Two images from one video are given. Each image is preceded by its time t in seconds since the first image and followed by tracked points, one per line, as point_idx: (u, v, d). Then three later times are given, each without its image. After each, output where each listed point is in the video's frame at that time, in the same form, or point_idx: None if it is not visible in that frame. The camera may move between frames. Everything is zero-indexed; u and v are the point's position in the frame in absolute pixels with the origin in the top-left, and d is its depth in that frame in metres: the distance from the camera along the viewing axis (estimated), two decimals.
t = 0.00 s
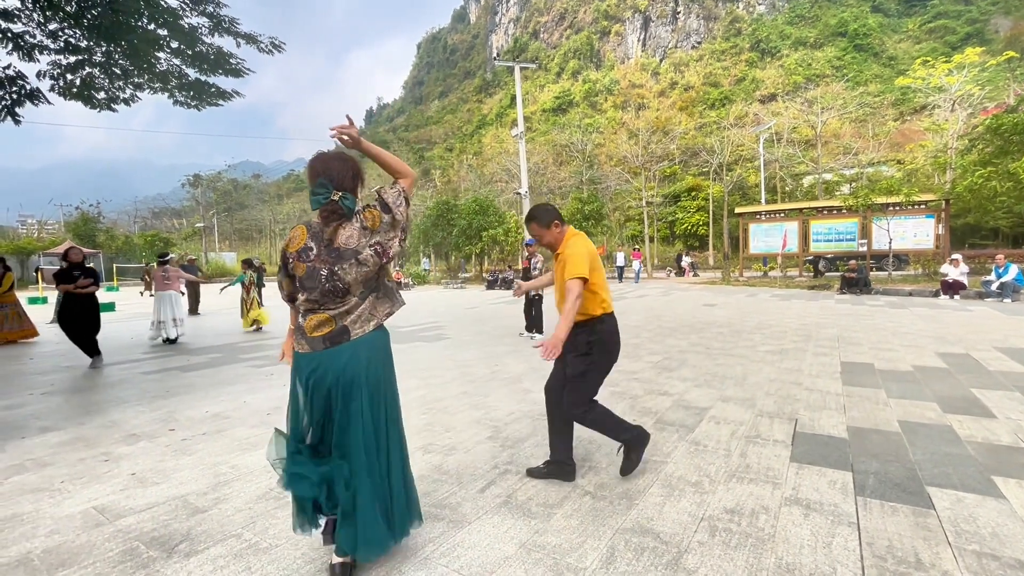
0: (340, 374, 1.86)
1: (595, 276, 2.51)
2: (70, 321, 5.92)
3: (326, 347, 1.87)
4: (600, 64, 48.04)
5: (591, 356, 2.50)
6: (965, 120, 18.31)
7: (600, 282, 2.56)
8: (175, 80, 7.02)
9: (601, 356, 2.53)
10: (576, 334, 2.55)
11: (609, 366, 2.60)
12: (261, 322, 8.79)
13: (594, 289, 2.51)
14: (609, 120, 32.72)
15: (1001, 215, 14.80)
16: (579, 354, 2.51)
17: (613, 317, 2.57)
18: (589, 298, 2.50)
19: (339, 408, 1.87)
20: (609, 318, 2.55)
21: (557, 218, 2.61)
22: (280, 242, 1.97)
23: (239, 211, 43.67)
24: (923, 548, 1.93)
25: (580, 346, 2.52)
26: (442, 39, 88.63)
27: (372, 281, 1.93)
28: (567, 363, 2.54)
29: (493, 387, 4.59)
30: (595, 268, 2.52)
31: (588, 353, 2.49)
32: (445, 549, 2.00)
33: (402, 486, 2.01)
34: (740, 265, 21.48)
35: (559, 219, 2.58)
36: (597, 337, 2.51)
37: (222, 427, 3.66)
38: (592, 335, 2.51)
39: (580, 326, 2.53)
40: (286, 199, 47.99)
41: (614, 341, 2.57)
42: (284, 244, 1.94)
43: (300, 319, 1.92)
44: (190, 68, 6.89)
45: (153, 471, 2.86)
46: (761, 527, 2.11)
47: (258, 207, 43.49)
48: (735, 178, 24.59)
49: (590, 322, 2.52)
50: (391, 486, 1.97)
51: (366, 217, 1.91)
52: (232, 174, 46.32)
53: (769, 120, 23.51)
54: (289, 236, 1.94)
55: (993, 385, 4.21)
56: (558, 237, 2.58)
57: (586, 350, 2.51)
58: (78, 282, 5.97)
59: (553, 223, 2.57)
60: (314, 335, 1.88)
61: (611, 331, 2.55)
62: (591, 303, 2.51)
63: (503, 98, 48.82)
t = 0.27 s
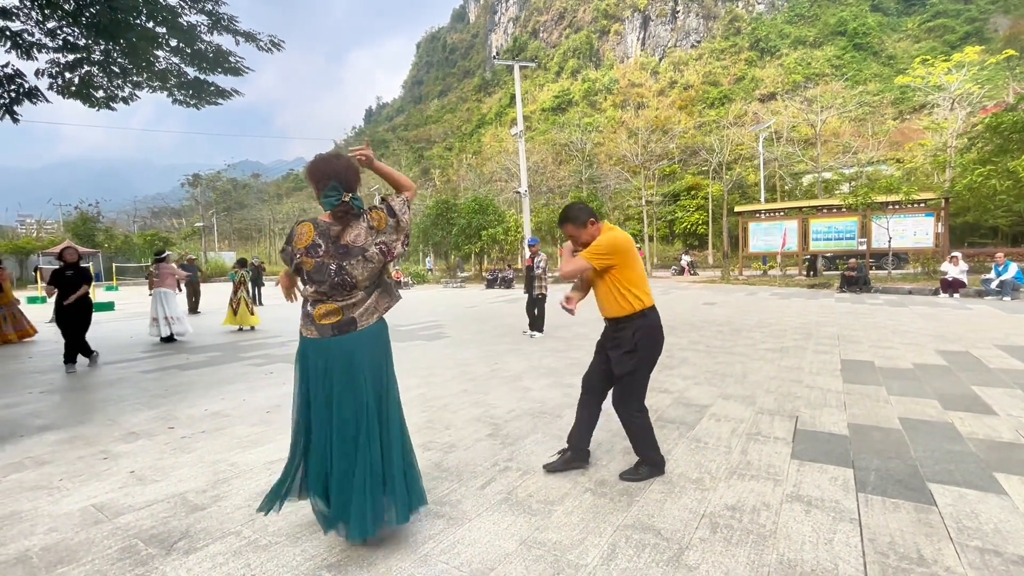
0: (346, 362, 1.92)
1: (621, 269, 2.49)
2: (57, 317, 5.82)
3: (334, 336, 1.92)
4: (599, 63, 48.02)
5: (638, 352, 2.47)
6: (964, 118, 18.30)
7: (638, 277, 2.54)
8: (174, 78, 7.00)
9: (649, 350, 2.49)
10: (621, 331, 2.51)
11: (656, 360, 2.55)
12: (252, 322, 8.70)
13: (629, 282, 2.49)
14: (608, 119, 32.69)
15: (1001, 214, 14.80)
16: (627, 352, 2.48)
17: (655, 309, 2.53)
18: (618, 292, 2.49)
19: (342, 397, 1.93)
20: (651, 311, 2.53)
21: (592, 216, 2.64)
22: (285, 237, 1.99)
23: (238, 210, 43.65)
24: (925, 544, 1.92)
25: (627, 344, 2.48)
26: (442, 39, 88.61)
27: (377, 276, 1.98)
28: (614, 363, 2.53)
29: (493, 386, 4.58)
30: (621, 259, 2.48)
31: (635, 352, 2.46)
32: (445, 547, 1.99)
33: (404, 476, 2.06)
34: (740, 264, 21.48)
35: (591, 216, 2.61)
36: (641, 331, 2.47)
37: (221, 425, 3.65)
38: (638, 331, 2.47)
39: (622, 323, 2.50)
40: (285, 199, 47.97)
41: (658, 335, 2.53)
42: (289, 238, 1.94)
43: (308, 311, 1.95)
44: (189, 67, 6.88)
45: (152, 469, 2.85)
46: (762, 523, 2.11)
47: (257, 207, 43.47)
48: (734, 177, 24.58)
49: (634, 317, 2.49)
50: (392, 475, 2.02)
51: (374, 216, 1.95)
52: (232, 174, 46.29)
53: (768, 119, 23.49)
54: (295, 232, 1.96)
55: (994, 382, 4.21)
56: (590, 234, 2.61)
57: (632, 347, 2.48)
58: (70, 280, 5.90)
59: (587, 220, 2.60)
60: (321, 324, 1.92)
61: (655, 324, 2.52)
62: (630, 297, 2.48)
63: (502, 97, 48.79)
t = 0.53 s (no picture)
0: (357, 357, 2.10)
1: (657, 267, 2.48)
2: (52, 318, 5.82)
3: (345, 334, 2.11)
4: (598, 63, 48.05)
5: (651, 351, 2.46)
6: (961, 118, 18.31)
7: (664, 276, 2.52)
8: (171, 78, 6.98)
9: (663, 350, 2.49)
10: (635, 329, 2.51)
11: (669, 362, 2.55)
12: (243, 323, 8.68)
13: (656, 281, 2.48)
14: (606, 119, 32.74)
15: (998, 213, 14.83)
16: (641, 350, 2.48)
17: (673, 310, 2.53)
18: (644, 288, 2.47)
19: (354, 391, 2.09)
20: (669, 312, 2.53)
21: (640, 199, 2.59)
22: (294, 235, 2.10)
23: (236, 211, 43.61)
24: (927, 544, 1.91)
25: (641, 343, 2.48)
26: (440, 39, 88.46)
27: (381, 280, 2.19)
28: (626, 360, 2.53)
29: (491, 386, 4.58)
30: (656, 256, 2.46)
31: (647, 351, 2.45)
32: (444, 548, 1.98)
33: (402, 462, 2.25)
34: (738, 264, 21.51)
35: (640, 204, 2.56)
36: (657, 331, 2.47)
37: (219, 426, 3.64)
38: (654, 331, 2.47)
39: (640, 320, 2.50)
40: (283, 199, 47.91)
41: (673, 337, 2.52)
42: (299, 241, 2.09)
43: (318, 311, 2.11)
44: (187, 67, 6.85)
45: (149, 471, 2.83)
46: (762, 523, 2.10)
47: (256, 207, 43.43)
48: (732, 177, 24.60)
49: (650, 316, 2.48)
50: (399, 461, 2.22)
51: (380, 226, 2.16)
52: (230, 174, 46.22)
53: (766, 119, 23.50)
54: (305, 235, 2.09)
55: (991, 381, 4.21)
56: (630, 218, 2.56)
57: (646, 345, 2.47)
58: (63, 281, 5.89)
59: (633, 205, 2.55)
60: (332, 323, 2.10)
61: (672, 325, 2.52)
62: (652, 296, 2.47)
63: (501, 97, 48.83)
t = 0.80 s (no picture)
0: (367, 364, 2.29)
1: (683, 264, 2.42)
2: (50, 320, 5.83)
3: (354, 343, 2.27)
4: (596, 64, 48.12)
5: (659, 345, 2.42)
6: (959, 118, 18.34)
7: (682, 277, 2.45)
8: (168, 80, 6.96)
9: (670, 346, 2.44)
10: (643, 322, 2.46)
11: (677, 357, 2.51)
12: (235, 328, 8.69)
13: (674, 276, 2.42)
14: (605, 120, 32.79)
15: (995, 213, 14.86)
16: (649, 342, 2.43)
17: (684, 306, 2.47)
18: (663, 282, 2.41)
19: (368, 396, 2.28)
20: (679, 307, 2.47)
21: (677, 187, 2.54)
22: (308, 246, 2.16)
23: (234, 213, 43.60)
24: (924, 546, 1.91)
25: (650, 336, 2.42)
26: (438, 40, 88.42)
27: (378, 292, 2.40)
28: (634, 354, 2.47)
29: (489, 387, 4.56)
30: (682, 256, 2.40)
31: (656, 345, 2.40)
32: (440, 552, 1.97)
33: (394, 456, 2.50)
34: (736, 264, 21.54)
35: (675, 194, 2.51)
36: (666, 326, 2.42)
37: (215, 429, 3.62)
38: (664, 325, 2.41)
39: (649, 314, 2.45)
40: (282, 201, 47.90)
41: (681, 333, 2.48)
42: (311, 251, 2.15)
43: (328, 321, 2.22)
44: (184, 69, 6.84)
45: (144, 474, 2.82)
46: (759, 526, 2.10)
47: (254, 209, 43.41)
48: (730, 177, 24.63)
49: (660, 309, 2.42)
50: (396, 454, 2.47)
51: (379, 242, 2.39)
52: (228, 176, 46.20)
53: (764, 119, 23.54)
54: (323, 248, 2.16)
55: (988, 382, 4.21)
56: (662, 205, 2.52)
57: (654, 340, 2.43)
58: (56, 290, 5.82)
59: (668, 193, 2.51)
60: (343, 333, 2.24)
61: (681, 321, 2.46)
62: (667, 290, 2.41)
63: (499, 98, 48.89)
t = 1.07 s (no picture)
0: (364, 358, 2.50)
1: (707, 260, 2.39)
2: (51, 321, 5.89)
3: (350, 342, 2.45)
4: (595, 66, 48.18)
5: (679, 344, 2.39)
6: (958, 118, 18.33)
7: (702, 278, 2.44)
8: (168, 83, 6.97)
9: (692, 347, 2.40)
10: (664, 323, 2.46)
11: (701, 360, 2.46)
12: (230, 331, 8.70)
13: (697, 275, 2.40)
14: (604, 122, 32.80)
15: (995, 213, 14.84)
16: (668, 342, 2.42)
17: (707, 308, 2.44)
18: (682, 282, 2.40)
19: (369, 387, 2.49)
20: (703, 308, 2.43)
21: (697, 189, 2.53)
22: (316, 250, 2.29)
23: (234, 215, 43.63)
24: (923, 549, 1.90)
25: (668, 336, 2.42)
26: (438, 42, 88.55)
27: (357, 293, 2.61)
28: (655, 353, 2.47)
29: (488, 390, 4.55)
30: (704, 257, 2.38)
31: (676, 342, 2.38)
32: (437, 556, 1.97)
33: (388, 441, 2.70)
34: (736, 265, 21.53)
35: (696, 195, 2.50)
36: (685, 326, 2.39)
37: (213, 432, 3.62)
38: (684, 326, 2.39)
39: (671, 315, 2.43)
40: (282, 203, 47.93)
41: (705, 335, 2.43)
42: (320, 256, 2.30)
43: (326, 322, 2.37)
44: (183, 72, 6.85)
45: (141, 478, 2.81)
46: (757, 529, 2.09)
47: (254, 211, 43.44)
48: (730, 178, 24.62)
49: (682, 311, 2.41)
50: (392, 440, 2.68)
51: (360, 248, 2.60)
52: (228, 178, 46.25)
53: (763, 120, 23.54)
54: (330, 252, 2.33)
55: (988, 383, 4.20)
56: (683, 206, 2.51)
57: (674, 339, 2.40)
58: (59, 291, 6.00)
59: (690, 193, 2.50)
60: (341, 334, 2.41)
61: (704, 322, 2.42)
62: (687, 290, 2.39)
63: (499, 99, 48.95)
